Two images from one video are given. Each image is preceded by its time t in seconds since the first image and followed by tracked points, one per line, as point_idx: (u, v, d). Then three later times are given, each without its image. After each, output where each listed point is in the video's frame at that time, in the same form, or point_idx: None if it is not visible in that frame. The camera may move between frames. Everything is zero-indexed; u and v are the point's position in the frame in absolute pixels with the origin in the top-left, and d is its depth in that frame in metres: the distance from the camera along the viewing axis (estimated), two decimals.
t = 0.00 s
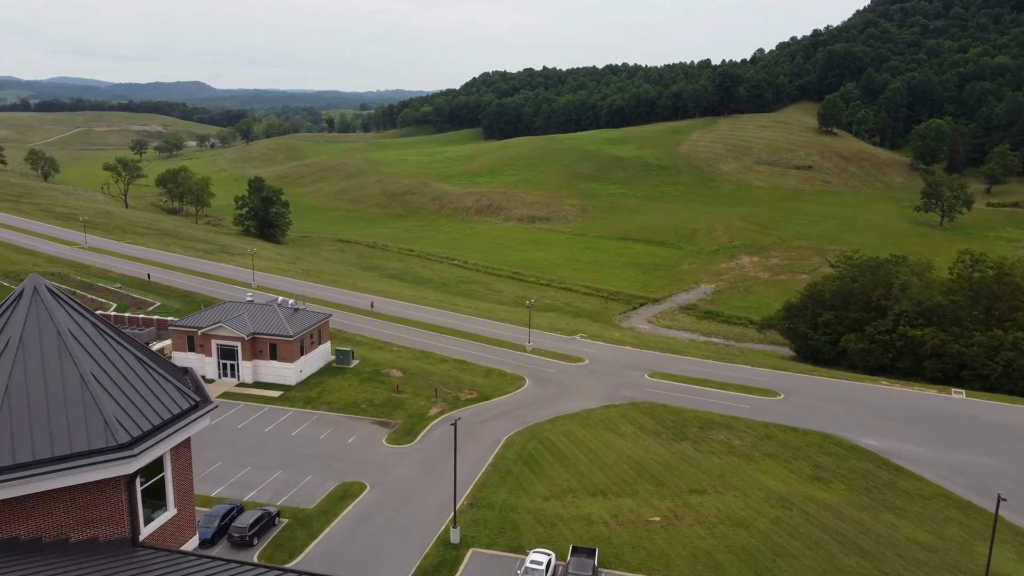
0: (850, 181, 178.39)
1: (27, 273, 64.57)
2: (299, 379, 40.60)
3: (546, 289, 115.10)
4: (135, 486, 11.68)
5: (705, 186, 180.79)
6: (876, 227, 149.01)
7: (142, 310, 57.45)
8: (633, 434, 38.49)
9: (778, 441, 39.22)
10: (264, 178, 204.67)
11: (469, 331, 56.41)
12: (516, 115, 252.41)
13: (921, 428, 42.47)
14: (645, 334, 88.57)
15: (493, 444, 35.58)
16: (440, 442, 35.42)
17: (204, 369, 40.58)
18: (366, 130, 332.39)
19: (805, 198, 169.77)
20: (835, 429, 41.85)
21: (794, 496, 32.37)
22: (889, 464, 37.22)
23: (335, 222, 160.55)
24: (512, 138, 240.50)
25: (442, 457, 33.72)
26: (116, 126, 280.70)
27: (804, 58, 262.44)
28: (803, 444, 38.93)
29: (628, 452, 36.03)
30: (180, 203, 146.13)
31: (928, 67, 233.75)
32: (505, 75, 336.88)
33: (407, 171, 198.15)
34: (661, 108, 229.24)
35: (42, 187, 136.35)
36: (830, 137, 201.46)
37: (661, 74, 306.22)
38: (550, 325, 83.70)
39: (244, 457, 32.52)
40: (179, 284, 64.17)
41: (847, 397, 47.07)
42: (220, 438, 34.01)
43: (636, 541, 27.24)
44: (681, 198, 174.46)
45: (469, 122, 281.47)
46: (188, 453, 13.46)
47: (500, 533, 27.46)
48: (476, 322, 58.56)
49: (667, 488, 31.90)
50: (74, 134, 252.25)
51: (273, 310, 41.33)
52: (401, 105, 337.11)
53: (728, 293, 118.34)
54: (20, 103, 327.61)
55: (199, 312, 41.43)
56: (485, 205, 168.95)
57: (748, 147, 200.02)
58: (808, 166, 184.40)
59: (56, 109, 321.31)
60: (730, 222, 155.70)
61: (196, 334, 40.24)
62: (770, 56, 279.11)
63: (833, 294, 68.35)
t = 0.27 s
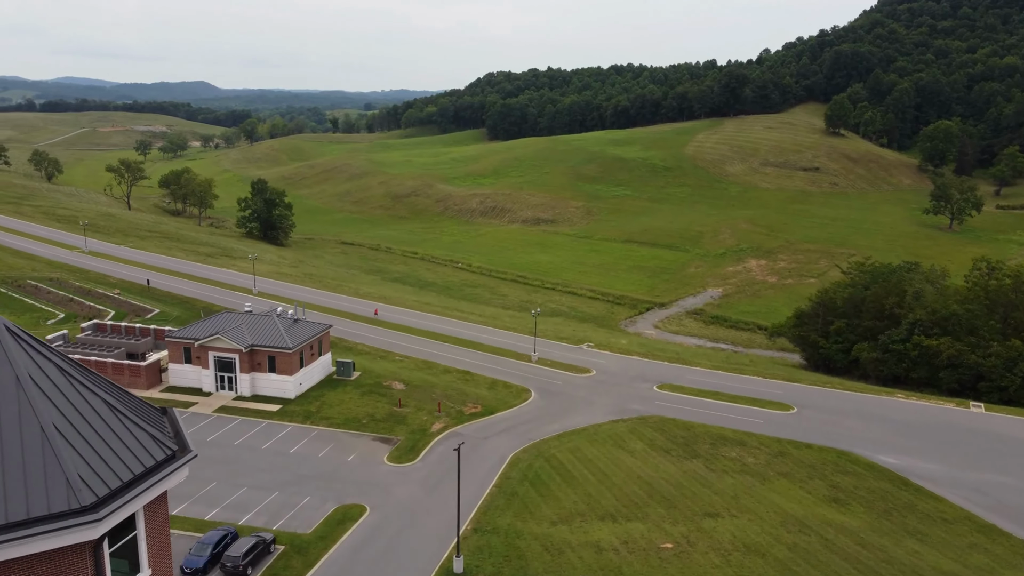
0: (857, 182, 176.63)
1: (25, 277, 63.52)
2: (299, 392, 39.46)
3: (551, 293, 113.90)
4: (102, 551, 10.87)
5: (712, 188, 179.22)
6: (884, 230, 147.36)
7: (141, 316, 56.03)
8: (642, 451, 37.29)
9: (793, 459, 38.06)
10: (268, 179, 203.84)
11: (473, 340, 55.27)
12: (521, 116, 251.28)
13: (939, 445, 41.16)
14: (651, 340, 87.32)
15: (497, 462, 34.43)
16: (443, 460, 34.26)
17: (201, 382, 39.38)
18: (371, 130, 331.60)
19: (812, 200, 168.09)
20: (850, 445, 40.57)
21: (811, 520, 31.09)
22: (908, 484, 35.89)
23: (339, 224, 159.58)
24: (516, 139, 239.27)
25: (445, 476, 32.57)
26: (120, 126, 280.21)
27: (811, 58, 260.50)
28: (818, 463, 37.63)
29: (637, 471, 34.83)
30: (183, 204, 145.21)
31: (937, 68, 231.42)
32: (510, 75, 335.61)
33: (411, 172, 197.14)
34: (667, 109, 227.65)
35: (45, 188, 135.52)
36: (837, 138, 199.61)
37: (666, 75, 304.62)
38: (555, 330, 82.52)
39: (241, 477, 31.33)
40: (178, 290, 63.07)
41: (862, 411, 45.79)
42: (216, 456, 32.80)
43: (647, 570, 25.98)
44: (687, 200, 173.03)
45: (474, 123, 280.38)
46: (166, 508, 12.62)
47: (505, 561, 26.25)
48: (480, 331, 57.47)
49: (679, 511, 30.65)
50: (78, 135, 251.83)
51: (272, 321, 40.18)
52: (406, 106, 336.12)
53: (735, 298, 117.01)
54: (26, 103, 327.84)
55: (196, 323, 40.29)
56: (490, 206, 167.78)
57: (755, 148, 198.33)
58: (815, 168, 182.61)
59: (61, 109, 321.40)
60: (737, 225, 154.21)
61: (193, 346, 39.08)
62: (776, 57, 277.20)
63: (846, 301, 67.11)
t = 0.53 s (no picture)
0: (866, 185, 174.78)
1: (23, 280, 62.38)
2: (299, 406, 38.31)
3: (556, 297, 112.72)
4: None
5: (719, 189, 177.55)
6: (893, 233, 145.54)
7: (140, 324, 54.58)
8: (651, 470, 36.08)
9: (808, 478, 36.84)
10: (272, 180, 202.92)
11: (478, 350, 54.16)
12: (526, 117, 250.09)
13: (959, 461, 39.76)
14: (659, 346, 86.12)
15: (503, 481, 33.26)
16: (446, 479, 33.05)
17: (199, 396, 38.21)
18: (376, 131, 330.66)
19: (820, 203, 166.34)
20: (868, 463, 39.22)
21: (830, 545, 29.79)
22: (930, 506, 34.54)
23: (343, 227, 158.53)
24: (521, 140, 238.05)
25: (448, 497, 31.37)
26: (125, 127, 279.62)
27: (818, 59, 258.48)
28: (835, 484, 36.26)
29: (647, 491, 33.50)
30: (187, 206, 144.25)
31: (945, 68, 228.93)
32: (514, 76, 334.31)
33: (416, 173, 196.01)
34: (673, 110, 225.96)
35: (48, 189, 134.70)
36: (844, 140, 197.62)
37: (672, 76, 303.01)
38: (561, 336, 81.28)
39: (237, 497, 30.17)
40: (179, 296, 61.99)
41: (877, 426, 44.48)
42: (211, 475, 31.64)
43: None
44: (694, 202, 171.49)
45: (478, 123, 279.33)
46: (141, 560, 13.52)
47: None
48: (486, 340, 56.36)
49: (690, 536, 29.48)
50: (83, 135, 251.35)
51: (271, 332, 39.05)
52: (410, 106, 334.97)
53: (743, 302, 115.59)
54: (31, 103, 327.89)
55: (193, 334, 39.14)
56: (495, 208, 166.54)
57: (762, 150, 196.53)
58: (823, 169, 180.80)
59: (66, 109, 321.15)
60: (744, 227, 152.64)
61: (190, 358, 37.93)
62: (783, 57, 275.15)
63: (858, 309, 65.92)
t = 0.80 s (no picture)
0: (877, 187, 172.72)
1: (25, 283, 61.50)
2: (300, 421, 37.21)
3: (564, 301, 111.51)
4: None
5: (728, 192, 175.83)
6: (906, 236, 143.61)
7: (141, 331, 53.29)
8: (664, 489, 34.85)
9: (828, 499, 35.53)
10: (279, 181, 202.40)
11: (486, 359, 53.06)
12: (533, 118, 248.94)
13: (984, 481, 38.39)
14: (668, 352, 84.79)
15: (511, 503, 32.07)
16: (451, 499, 31.93)
17: (198, 409, 37.15)
18: (383, 132, 330.06)
19: (831, 205, 164.42)
20: (889, 483, 37.90)
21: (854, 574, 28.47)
22: (956, 530, 33.18)
23: (350, 229, 157.65)
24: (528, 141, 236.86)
25: (454, 520, 30.17)
26: (132, 127, 279.64)
27: (828, 60, 256.00)
28: (856, 505, 34.95)
29: (661, 512, 32.28)
30: (193, 207, 143.56)
31: (957, 69, 226.22)
32: (522, 77, 333.24)
33: (422, 175, 195.07)
34: (681, 111, 224.20)
35: (54, 190, 134.24)
36: (855, 141, 195.48)
37: (681, 76, 301.20)
38: (569, 342, 80.05)
39: (235, 519, 29.04)
40: (181, 302, 61.02)
41: (896, 443, 43.14)
42: (208, 495, 30.55)
43: None
44: (703, 204, 169.77)
45: (485, 124, 278.26)
46: None
47: None
48: (493, 349, 55.29)
49: (707, 564, 28.22)
50: (91, 135, 251.49)
51: (273, 344, 37.94)
52: (417, 107, 334.04)
53: (754, 307, 114.00)
54: (40, 103, 328.64)
55: (193, 345, 38.11)
56: (502, 210, 165.32)
57: (772, 151, 194.62)
58: (833, 171, 178.67)
59: (74, 109, 321.81)
60: (754, 230, 150.92)
61: (190, 371, 36.86)
62: (792, 58, 272.82)
63: (875, 318, 64.70)
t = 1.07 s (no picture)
0: (890, 189, 170.36)
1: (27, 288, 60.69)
2: (303, 436, 36.12)
3: (573, 305, 110.22)
4: None
5: (739, 194, 173.95)
6: (919, 240, 141.44)
7: (143, 339, 52.29)
8: (679, 511, 33.58)
9: (849, 522, 34.14)
10: (287, 182, 202.02)
11: (494, 370, 51.94)
12: (542, 119, 247.77)
13: (1011, 503, 36.90)
14: (678, 360, 83.36)
15: (519, 525, 30.86)
16: (458, 521, 30.78)
17: (198, 424, 36.10)
18: (391, 132, 329.45)
19: (843, 208, 162.30)
20: (911, 504, 36.49)
21: None
22: (984, 557, 31.74)
23: (357, 231, 156.85)
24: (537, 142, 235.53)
25: (459, 545, 28.95)
26: (142, 128, 279.89)
27: (839, 60, 252.94)
28: (879, 529, 33.57)
29: (676, 537, 31.00)
30: (200, 208, 142.97)
31: (971, 70, 223.09)
32: (530, 77, 331.91)
33: (430, 176, 194.04)
34: (691, 112, 222.33)
35: (62, 191, 133.99)
36: (867, 143, 193.02)
37: (690, 77, 298.92)
38: (578, 348, 78.74)
39: (232, 543, 27.97)
40: (185, 308, 60.13)
41: (918, 461, 41.66)
42: (206, 516, 29.47)
43: None
44: (713, 207, 167.95)
45: (493, 125, 277.19)
46: None
47: None
48: (501, 360, 54.20)
49: None
50: (101, 136, 251.98)
51: (275, 357, 36.86)
52: (425, 108, 333.16)
53: (765, 313, 112.34)
54: (51, 104, 330.06)
55: (193, 358, 37.06)
56: (510, 212, 164.14)
57: (783, 153, 192.50)
58: (845, 173, 176.29)
59: (84, 110, 323.00)
60: (765, 234, 149.05)
61: (189, 385, 35.80)
62: (803, 59, 270.17)
63: (892, 327, 63.23)
